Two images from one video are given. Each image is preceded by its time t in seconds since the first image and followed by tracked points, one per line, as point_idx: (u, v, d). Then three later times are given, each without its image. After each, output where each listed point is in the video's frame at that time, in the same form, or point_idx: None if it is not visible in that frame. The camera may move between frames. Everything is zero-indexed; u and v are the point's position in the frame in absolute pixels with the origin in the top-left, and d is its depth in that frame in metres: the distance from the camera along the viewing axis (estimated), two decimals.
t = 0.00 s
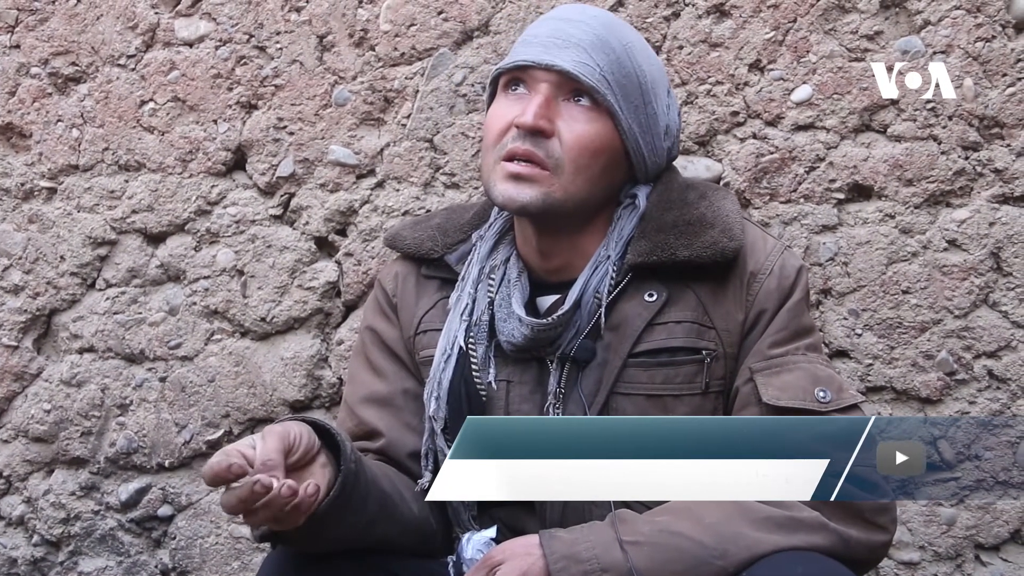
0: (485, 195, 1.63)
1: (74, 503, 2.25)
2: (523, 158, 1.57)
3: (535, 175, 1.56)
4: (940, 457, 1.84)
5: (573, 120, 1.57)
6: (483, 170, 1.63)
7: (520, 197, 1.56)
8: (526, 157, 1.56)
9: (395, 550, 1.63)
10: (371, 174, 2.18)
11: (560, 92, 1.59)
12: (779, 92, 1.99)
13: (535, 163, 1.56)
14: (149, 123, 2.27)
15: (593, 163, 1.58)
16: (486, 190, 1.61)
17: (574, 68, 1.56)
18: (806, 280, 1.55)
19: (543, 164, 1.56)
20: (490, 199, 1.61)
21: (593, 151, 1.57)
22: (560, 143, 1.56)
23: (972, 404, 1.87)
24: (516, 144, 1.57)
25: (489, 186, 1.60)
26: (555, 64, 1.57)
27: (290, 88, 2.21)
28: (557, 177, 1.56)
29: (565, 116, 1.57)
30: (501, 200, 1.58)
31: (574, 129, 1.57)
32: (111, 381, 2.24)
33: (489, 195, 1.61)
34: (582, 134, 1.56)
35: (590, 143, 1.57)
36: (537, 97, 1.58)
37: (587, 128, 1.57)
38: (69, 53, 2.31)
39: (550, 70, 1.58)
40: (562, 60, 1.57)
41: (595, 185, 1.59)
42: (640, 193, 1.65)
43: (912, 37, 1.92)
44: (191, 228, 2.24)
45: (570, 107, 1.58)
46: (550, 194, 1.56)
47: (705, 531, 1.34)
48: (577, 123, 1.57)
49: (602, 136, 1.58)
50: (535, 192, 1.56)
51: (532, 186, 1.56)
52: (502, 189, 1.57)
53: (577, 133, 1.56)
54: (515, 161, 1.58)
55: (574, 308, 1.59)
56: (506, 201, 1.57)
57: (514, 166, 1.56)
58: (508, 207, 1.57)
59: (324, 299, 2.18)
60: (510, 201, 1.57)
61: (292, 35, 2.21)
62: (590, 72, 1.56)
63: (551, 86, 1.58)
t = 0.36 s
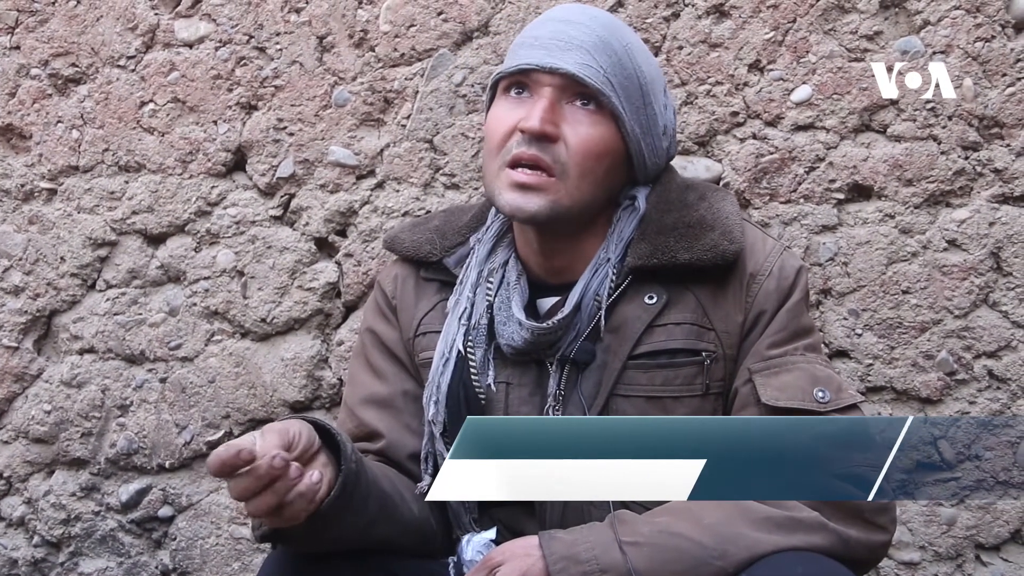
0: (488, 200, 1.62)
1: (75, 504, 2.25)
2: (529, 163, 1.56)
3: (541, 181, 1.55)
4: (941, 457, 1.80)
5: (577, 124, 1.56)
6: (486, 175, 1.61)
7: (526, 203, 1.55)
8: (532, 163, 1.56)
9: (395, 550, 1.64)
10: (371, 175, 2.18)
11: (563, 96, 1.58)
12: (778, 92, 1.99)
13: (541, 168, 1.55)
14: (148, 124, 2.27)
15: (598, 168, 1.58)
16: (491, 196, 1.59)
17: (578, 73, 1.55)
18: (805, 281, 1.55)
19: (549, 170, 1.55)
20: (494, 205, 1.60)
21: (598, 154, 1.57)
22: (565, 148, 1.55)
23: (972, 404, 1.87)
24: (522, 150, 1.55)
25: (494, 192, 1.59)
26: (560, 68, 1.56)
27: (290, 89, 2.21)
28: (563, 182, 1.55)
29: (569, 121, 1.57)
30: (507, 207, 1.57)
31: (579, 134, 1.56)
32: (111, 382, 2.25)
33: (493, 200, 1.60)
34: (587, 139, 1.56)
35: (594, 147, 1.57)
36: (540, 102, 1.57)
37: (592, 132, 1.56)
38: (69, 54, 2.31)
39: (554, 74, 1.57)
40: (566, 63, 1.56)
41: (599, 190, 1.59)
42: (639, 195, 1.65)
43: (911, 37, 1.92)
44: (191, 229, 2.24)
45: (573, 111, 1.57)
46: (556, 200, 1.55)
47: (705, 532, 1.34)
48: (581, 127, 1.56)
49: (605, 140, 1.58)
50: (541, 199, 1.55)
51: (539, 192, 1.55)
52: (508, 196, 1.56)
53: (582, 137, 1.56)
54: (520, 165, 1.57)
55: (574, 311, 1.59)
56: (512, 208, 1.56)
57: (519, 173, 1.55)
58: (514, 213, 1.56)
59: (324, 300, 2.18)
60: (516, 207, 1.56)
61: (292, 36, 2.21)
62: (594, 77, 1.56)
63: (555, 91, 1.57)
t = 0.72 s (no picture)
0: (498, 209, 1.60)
1: (75, 505, 2.25)
2: (540, 174, 1.54)
3: (554, 192, 1.54)
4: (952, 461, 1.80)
5: (587, 133, 1.56)
6: (496, 184, 1.59)
7: (540, 214, 1.54)
8: (545, 174, 1.54)
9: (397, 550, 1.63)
10: (371, 176, 2.18)
11: (572, 105, 1.57)
12: (779, 93, 1.99)
13: (553, 179, 1.54)
14: (149, 125, 2.27)
15: (608, 177, 1.57)
16: (501, 206, 1.58)
17: (588, 82, 1.54)
18: (808, 284, 1.55)
19: (562, 180, 1.54)
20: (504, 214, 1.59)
21: (608, 164, 1.57)
22: (577, 157, 1.55)
23: (972, 406, 1.87)
24: (534, 161, 1.54)
25: (505, 202, 1.57)
26: (570, 78, 1.54)
27: (291, 90, 2.21)
28: (575, 193, 1.54)
29: (579, 130, 1.56)
30: (520, 218, 1.55)
31: (590, 143, 1.55)
32: (112, 383, 2.25)
33: (504, 210, 1.58)
34: (597, 148, 1.56)
35: (605, 156, 1.56)
36: (550, 112, 1.56)
37: (602, 141, 1.56)
38: (69, 55, 2.31)
39: (563, 84, 1.56)
40: (576, 73, 1.55)
41: (609, 198, 1.59)
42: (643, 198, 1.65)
43: (912, 38, 1.92)
44: (192, 230, 2.24)
45: (583, 120, 1.57)
46: (569, 210, 1.55)
47: (707, 532, 1.34)
48: (591, 137, 1.56)
49: (615, 148, 1.58)
50: (555, 209, 1.54)
51: (552, 202, 1.54)
52: (521, 207, 1.55)
53: (592, 147, 1.55)
54: (531, 176, 1.55)
55: (578, 315, 1.59)
56: (525, 219, 1.55)
57: (532, 183, 1.54)
58: (527, 224, 1.55)
59: (324, 301, 2.18)
60: (529, 218, 1.55)
61: (292, 37, 2.21)
62: (604, 86, 1.55)
63: (564, 100, 1.56)
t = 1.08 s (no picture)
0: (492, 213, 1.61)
1: (75, 506, 2.25)
2: (531, 180, 1.54)
3: (543, 198, 1.53)
4: (941, 459, 1.88)
5: (580, 139, 1.55)
6: (490, 189, 1.60)
7: (529, 220, 1.54)
8: (535, 179, 1.54)
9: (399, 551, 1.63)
10: (371, 177, 2.18)
11: (566, 111, 1.56)
12: (779, 93, 1.99)
13: (543, 185, 1.54)
14: (149, 125, 2.27)
15: (601, 183, 1.56)
16: (494, 210, 1.59)
17: (579, 89, 1.54)
18: (811, 286, 1.55)
19: (552, 186, 1.54)
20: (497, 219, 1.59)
21: (600, 170, 1.56)
22: (568, 164, 1.54)
23: (972, 406, 1.87)
24: (524, 167, 1.54)
25: (497, 207, 1.58)
26: (562, 86, 1.54)
27: (291, 90, 2.21)
28: (565, 199, 1.54)
29: (571, 136, 1.56)
30: (510, 223, 1.56)
31: (581, 149, 1.55)
32: (112, 384, 2.25)
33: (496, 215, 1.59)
34: (589, 154, 1.54)
35: (597, 162, 1.55)
36: (543, 118, 1.56)
37: (594, 148, 1.55)
38: (69, 56, 2.31)
39: (556, 90, 1.55)
40: (568, 80, 1.54)
41: (602, 204, 1.58)
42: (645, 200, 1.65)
43: (912, 38, 1.92)
44: (192, 230, 2.24)
45: (576, 126, 1.56)
46: (559, 216, 1.54)
47: (708, 532, 1.34)
48: (584, 143, 1.55)
49: (608, 154, 1.56)
50: (544, 215, 1.54)
51: (541, 209, 1.54)
52: (511, 212, 1.55)
53: (584, 153, 1.55)
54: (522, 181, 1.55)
55: (579, 317, 1.59)
56: (514, 224, 1.55)
57: (522, 189, 1.54)
58: (517, 230, 1.55)
59: (324, 302, 2.18)
60: (518, 223, 1.55)
61: (292, 38, 2.21)
62: (596, 93, 1.54)
63: (557, 106, 1.56)
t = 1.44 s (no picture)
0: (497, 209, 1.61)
1: (76, 507, 2.25)
2: (538, 178, 1.55)
3: (549, 197, 1.54)
4: (941, 458, 1.88)
5: (589, 140, 1.55)
6: (496, 185, 1.60)
7: (534, 218, 1.54)
8: (542, 178, 1.54)
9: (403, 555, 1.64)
10: (371, 177, 2.18)
11: (577, 111, 1.56)
12: (779, 93, 1.98)
13: (550, 184, 1.54)
14: (149, 126, 2.27)
15: (607, 184, 1.57)
16: (499, 207, 1.59)
17: (592, 90, 1.54)
18: (811, 286, 1.55)
19: (558, 186, 1.54)
20: (502, 215, 1.60)
21: (607, 172, 1.56)
22: (576, 164, 1.54)
23: (973, 406, 1.87)
24: (532, 164, 1.54)
25: (502, 203, 1.58)
26: (575, 86, 1.54)
27: (291, 91, 2.21)
28: (571, 199, 1.54)
29: (581, 136, 1.56)
30: (514, 220, 1.56)
31: (590, 150, 1.55)
32: (112, 385, 2.25)
33: (501, 211, 1.59)
34: (597, 156, 1.55)
35: (605, 164, 1.55)
36: (554, 116, 1.56)
37: (602, 149, 1.55)
38: (69, 57, 2.31)
39: (569, 89, 1.56)
40: (581, 80, 1.55)
41: (607, 205, 1.58)
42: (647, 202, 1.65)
43: (912, 38, 1.92)
44: (192, 231, 2.24)
45: (586, 126, 1.56)
46: (564, 216, 1.55)
47: (708, 533, 1.34)
48: (593, 144, 1.55)
49: (617, 156, 1.57)
50: (548, 214, 1.54)
51: (546, 208, 1.54)
52: (516, 209, 1.55)
53: (593, 154, 1.55)
54: (529, 179, 1.56)
55: (579, 317, 1.59)
56: (519, 222, 1.55)
57: (528, 187, 1.54)
58: (520, 228, 1.56)
59: (324, 302, 2.17)
60: (522, 221, 1.55)
61: (292, 38, 2.21)
62: (608, 94, 1.54)
63: (569, 105, 1.56)
